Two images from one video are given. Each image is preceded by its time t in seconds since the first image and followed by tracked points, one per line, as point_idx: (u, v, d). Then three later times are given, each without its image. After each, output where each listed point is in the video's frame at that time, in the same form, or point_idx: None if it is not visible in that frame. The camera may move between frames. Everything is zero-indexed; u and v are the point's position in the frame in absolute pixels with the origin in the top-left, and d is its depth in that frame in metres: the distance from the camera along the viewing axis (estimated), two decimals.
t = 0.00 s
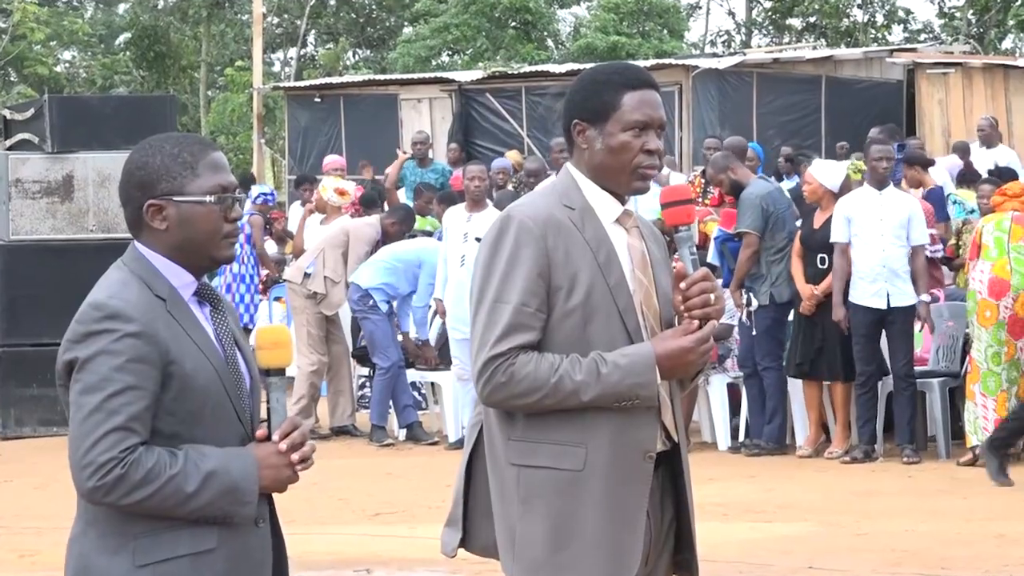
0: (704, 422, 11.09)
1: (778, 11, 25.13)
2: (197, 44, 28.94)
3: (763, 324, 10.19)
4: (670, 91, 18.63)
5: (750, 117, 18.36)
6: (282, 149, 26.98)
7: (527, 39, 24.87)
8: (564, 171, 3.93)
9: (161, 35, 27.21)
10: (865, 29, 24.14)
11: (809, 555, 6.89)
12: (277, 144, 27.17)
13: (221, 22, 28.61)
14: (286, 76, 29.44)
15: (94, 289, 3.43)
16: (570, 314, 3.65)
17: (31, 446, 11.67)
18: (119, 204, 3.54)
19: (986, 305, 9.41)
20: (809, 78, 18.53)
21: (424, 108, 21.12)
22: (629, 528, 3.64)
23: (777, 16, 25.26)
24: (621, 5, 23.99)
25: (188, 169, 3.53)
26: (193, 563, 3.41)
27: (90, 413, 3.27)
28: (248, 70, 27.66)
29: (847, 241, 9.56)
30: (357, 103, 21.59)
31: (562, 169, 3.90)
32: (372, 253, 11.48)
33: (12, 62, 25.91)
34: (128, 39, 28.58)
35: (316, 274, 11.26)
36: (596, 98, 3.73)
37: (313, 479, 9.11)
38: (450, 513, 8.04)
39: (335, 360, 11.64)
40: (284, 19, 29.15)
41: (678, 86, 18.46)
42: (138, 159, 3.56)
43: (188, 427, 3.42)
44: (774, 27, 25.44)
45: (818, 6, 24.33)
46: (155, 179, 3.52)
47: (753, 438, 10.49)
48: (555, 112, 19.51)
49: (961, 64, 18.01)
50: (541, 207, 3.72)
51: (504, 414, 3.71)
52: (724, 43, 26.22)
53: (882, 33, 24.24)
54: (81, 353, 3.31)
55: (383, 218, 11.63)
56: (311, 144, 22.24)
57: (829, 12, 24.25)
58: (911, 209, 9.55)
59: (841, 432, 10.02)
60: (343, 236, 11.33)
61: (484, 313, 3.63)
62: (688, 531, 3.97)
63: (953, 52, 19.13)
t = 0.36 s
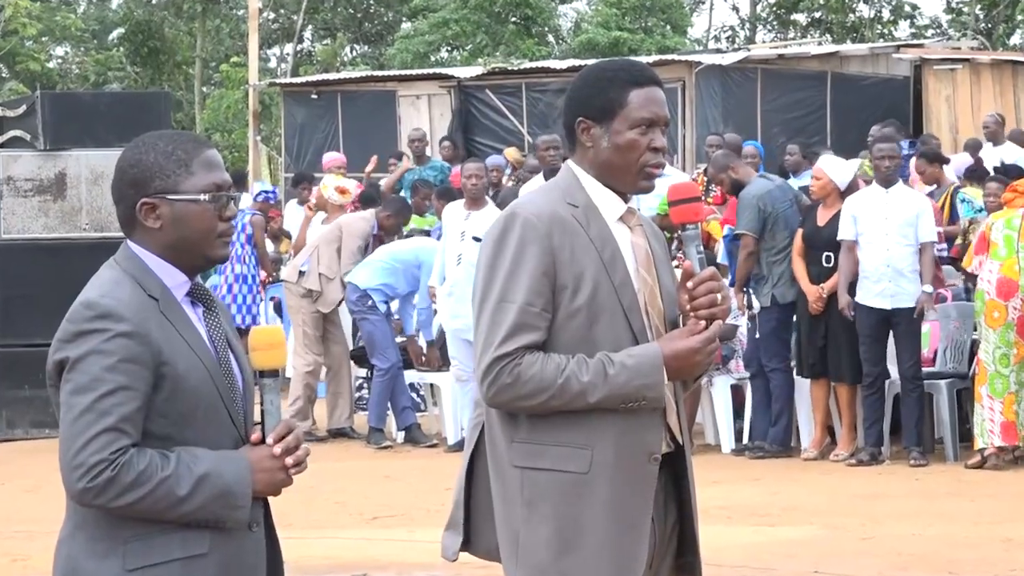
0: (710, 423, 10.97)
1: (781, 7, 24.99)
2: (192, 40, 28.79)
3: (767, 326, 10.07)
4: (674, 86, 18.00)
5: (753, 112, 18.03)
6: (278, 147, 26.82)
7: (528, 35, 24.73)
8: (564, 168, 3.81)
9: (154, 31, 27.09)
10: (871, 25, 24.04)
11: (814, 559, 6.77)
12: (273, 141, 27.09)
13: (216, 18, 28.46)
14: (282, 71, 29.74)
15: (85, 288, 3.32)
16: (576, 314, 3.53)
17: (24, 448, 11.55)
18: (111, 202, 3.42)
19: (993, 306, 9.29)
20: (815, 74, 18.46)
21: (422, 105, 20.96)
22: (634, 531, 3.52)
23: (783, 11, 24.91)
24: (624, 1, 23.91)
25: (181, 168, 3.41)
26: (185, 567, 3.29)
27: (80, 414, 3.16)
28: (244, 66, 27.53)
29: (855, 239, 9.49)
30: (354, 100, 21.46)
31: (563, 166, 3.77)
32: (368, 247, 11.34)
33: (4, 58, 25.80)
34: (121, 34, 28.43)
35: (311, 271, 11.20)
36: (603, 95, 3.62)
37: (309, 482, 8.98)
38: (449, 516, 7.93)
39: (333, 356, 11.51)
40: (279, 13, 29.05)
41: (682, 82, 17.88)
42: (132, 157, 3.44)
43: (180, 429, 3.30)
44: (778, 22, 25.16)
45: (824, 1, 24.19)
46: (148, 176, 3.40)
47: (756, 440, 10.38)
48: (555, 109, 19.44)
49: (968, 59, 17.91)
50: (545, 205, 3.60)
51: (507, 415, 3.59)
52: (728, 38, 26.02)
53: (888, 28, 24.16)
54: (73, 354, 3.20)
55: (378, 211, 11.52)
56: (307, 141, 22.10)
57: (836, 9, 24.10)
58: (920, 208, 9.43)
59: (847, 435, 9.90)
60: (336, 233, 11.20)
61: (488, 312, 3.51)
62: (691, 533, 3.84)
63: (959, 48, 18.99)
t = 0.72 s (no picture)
0: (712, 425, 10.87)
1: (785, 3, 24.94)
2: (187, 37, 28.67)
3: (771, 326, 9.97)
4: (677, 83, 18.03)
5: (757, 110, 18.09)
6: (275, 145, 26.71)
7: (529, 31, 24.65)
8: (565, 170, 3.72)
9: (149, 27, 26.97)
10: (876, 21, 24.03)
11: (819, 563, 6.68)
12: (269, 139, 27.01)
13: (212, 14, 28.37)
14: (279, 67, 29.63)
15: (79, 287, 3.22)
16: (582, 312, 3.44)
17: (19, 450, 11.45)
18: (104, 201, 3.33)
19: (1000, 310, 9.22)
20: (819, 71, 18.38)
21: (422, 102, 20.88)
22: (639, 533, 3.44)
23: (786, 7, 24.87)
24: None
25: (175, 166, 3.32)
26: (180, 570, 3.20)
27: (76, 414, 3.07)
28: (239, 63, 27.43)
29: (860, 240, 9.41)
30: (352, 97, 21.36)
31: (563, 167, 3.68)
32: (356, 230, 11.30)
33: None
34: (116, 31, 28.31)
35: (302, 266, 11.16)
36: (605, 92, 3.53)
37: (306, 484, 8.87)
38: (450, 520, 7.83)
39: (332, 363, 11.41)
40: (276, 10, 28.99)
41: (684, 79, 17.92)
42: (126, 155, 3.35)
43: (176, 429, 3.21)
44: (782, 18, 25.12)
45: None
46: (142, 175, 3.30)
47: (760, 441, 10.28)
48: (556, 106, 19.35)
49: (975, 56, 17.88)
50: (549, 203, 3.51)
51: (510, 415, 3.49)
52: (731, 35, 25.82)
53: (893, 25, 24.13)
54: (69, 354, 3.10)
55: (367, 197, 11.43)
56: (305, 139, 21.99)
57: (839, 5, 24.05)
58: (926, 208, 9.29)
59: (854, 438, 9.80)
60: (320, 217, 11.17)
61: (493, 309, 3.42)
62: (696, 533, 3.74)
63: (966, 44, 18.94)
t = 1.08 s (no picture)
0: (715, 426, 10.82)
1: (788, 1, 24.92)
2: (186, 36, 28.62)
3: (773, 326, 9.93)
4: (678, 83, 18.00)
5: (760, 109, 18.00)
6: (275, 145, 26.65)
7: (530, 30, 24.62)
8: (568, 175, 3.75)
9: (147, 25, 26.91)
10: (879, 19, 23.99)
11: (823, 565, 6.63)
12: (269, 138, 26.98)
13: (211, 13, 28.33)
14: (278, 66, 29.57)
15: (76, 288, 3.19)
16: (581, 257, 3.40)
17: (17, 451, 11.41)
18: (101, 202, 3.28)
19: (1004, 311, 9.18)
20: (822, 70, 18.34)
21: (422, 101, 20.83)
22: (635, 517, 3.44)
23: (789, 6, 24.88)
24: None
25: (172, 164, 3.27)
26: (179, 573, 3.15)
27: (74, 417, 3.02)
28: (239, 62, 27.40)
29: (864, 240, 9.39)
30: (352, 95, 21.32)
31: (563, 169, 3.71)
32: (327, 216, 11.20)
33: None
34: (114, 29, 28.25)
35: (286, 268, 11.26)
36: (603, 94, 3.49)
37: (307, 486, 8.81)
38: (451, 521, 7.79)
39: (329, 365, 11.37)
40: (275, 9, 29.03)
41: (686, 79, 17.85)
42: (121, 154, 3.30)
43: (175, 431, 3.16)
44: (785, 17, 25.15)
45: None
46: (138, 175, 3.26)
47: (762, 442, 10.24)
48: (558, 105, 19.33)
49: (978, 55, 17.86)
50: (548, 192, 3.54)
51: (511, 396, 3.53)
52: (733, 33, 25.80)
53: (896, 23, 24.09)
54: (67, 354, 3.06)
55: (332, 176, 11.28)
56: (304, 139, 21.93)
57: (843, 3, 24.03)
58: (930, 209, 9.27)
59: (856, 437, 9.75)
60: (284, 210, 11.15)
61: (497, 284, 3.43)
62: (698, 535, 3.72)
63: (969, 43, 18.91)
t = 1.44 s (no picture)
0: (718, 425, 10.81)
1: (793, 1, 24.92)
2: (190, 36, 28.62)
3: (778, 327, 9.93)
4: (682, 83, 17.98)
5: (763, 109, 17.97)
6: (279, 144, 26.64)
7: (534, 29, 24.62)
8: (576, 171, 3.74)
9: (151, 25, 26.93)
10: (884, 19, 23.95)
11: (828, 565, 6.63)
12: (273, 138, 26.97)
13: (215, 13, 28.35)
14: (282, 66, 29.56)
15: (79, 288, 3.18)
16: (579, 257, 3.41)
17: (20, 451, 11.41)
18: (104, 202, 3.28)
19: (1008, 308, 9.17)
20: (826, 70, 18.34)
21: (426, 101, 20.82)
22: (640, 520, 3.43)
23: (794, 6, 24.87)
24: None
25: (175, 165, 3.27)
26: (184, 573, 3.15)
27: (77, 419, 3.02)
28: (243, 62, 27.41)
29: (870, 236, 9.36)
30: (356, 95, 21.32)
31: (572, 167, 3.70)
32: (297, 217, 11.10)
33: None
34: (119, 30, 28.27)
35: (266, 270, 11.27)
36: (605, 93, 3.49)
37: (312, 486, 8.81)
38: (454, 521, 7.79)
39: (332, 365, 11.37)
40: (280, 8, 29.06)
41: (690, 79, 17.87)
42: (123, 155, 3.30)
43: (178, 431, 3.16)
44: (789, 17, 25.16)
45: None
46: (142, 175, 3.26)
47: (767, 442, 10.24)
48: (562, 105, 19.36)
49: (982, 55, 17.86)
50: (549, 191, 3.53)
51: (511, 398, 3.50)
52: (737, 34, 25.83)
53: (901, 23, 24.04)
54: (71, 355, 3.06)
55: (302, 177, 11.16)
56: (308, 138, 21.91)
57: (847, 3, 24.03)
58: (934, 208, 9.27)
59: (860, 437, 9.74)
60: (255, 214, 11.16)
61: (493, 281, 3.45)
62: (698, 537, 3.72)
63: (973, 43, 18.90)
